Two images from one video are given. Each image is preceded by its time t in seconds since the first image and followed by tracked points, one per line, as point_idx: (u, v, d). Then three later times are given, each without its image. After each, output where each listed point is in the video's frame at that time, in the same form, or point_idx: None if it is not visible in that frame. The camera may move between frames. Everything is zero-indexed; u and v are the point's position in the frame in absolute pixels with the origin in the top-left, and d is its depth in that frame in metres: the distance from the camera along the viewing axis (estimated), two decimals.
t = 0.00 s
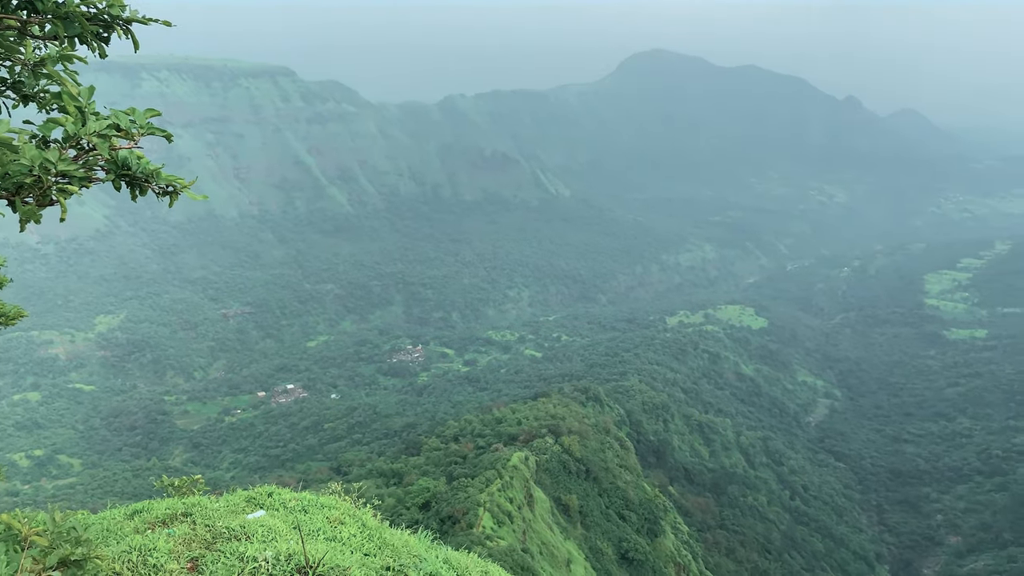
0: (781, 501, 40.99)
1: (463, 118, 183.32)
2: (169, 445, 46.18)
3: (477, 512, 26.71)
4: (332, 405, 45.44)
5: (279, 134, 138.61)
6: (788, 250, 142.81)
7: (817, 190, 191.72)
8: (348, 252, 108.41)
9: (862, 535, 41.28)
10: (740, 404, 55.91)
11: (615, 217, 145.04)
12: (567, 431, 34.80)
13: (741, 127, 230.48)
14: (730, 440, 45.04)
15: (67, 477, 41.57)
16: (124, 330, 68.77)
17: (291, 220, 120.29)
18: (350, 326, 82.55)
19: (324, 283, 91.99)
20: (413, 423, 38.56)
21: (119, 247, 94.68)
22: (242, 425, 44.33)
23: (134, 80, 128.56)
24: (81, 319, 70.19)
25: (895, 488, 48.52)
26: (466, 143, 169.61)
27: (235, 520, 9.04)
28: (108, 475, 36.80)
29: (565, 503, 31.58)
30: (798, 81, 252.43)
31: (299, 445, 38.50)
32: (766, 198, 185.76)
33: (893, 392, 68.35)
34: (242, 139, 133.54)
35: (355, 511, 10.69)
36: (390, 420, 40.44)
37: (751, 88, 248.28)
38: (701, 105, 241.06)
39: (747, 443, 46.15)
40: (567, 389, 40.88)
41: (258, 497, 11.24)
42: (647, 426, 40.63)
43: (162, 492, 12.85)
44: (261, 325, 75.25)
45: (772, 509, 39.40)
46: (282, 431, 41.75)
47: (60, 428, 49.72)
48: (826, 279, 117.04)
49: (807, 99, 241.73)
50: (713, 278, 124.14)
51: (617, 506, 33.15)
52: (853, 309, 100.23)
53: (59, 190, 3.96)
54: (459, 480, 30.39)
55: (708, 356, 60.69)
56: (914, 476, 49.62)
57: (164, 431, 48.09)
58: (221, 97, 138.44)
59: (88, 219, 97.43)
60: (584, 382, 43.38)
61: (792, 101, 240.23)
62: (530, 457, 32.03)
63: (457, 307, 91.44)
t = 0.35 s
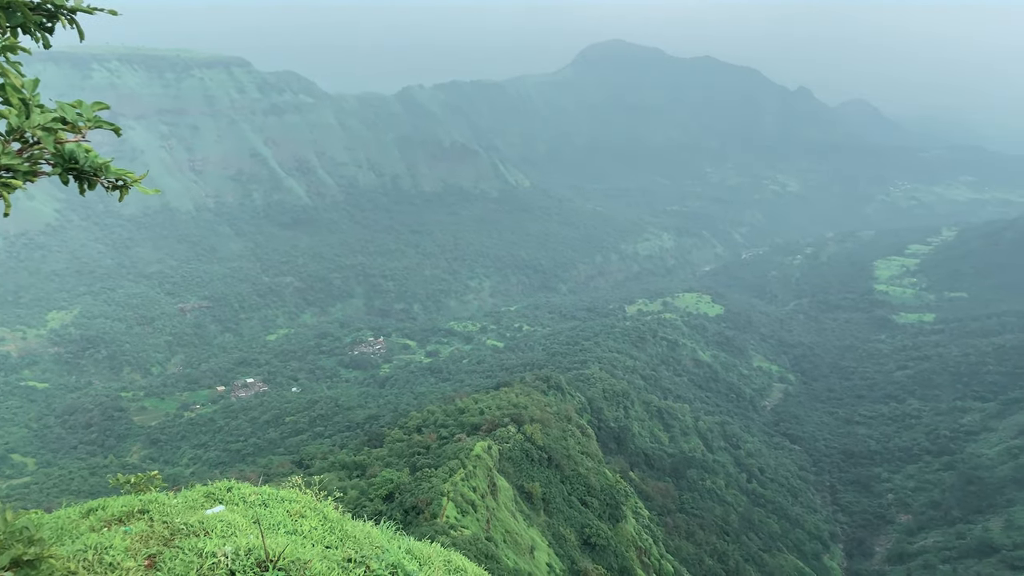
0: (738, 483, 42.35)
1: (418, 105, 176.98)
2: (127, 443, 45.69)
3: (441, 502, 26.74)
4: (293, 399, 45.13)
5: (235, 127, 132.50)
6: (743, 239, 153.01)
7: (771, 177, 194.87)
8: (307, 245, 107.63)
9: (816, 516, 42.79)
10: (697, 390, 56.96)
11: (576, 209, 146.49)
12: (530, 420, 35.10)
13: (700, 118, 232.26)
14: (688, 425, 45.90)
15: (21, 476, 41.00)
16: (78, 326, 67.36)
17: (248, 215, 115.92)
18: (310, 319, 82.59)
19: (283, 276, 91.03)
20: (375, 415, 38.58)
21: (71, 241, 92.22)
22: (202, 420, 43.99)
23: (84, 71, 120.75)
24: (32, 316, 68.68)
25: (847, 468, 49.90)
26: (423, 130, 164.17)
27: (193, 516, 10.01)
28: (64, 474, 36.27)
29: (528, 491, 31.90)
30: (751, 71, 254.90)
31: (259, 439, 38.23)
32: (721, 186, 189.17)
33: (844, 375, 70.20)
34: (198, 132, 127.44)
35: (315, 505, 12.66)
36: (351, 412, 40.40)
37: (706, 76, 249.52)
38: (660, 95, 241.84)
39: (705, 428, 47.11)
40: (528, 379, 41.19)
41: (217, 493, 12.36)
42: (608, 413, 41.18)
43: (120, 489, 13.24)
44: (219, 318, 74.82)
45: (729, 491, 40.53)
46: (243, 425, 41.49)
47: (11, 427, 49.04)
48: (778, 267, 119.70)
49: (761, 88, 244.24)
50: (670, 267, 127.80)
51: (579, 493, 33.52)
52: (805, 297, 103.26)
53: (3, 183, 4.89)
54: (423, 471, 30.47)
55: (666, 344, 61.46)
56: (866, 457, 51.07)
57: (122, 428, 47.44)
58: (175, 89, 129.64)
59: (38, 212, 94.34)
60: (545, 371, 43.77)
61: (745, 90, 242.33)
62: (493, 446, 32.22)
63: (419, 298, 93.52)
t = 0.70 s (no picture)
0: (686, 475, 43.56)
1: (359, 103, 171.55)
2: (65, 453, 44.41)
3: (392, 503, 26.47)
4: (238, 404, 44.62)
5: (173, 126, 125.71)
6: (687, 234, 155.60)
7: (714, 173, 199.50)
8: (249, 246, 105.17)
9: (763, 504, 44.56)
10: (645, 384, 57.78)
11: (523, 208, 146.94)
12: (481, 418, 35.06)
13: (647, 117, 232.83)
14: (637, 419, 46.78)
15: None
16: (9, 333, 64.67)
17: (189, 216, 110.56)
18: (254, 322, 82.28)
19: (226, 278, 88.98)
20: (324, 418, 38.28)
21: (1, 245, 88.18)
22: (145, 428, 43.81)
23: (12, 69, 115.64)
24: None
25: (792, 457, 51.62)
26: (367, 129, 160.32)
27: (134, 526, 10.21)
28: None
29: (480, 490, 31.78)
30: (693, 67, 258.03)
31: (204, 446, 37.71)
32: (665, 182, 192.56)
33: (787, 366, 71.68)
34: (134, 132, 120.87)
35: (259, 512, 12.62)
36: (299, 416, 40.05)
37: (649, 72, 251.42)
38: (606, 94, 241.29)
39: (654, 422, 48.10)
40: (479, 377, 41.14)
41: (157, 501, 12.51)
42: (559, 409, 41.42)
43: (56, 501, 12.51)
44: (160, 324, 74.20)
45: (678, 483, 41.66)
46: (186, 433, 40.93)
47: None
48: (721, 261, 120.80)
49: (702, 85, 247.42)
50: (617, 263, 129.53)
51: (532, 489, 33.55)
52: (749, 290, 103.91)
53: None
54: (373, 473, 30.13)
55: (614, 339, 62.10)
56: (808, 445, 52.81)
57: (58, 438, 46.05)
58: (110, 88, 124.49)
59: None
60: (495, 369, 43.87)
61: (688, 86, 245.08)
62: (445, 445, 32.06)
63: (367, 299, 92.50)
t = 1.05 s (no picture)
0: (631, 471, 44.80)
1: (294, 104, 166.80)
2: None
3: (338, 513, 26.19)
4: (176, 416, 43.98)
5: (100, 133, 121.84)
6: (626, 234, 160.99)
7: (650, 175, 204.71)
8: (185, 254, 101.83)
9: (705, 497, 46.59)
10: (589, 382, 58.94)
11: (461, 211, 146.08)
12: (426, 423, 34.96)
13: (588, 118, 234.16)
14: (582, 417, 47.75)
15: None
16: None
17: (118, 226, 105.99)
18: (190, 331, 80.89)
19: (159, 288, 86.87)
20: (266, 428, 37.82)
21: None
22: (77, 445, 42.76)
23: None
24: None
25: (732, 450, 53.68)
26: (302, 133, 156.74)
27: (60, 549, 13.06)
28: None
29: (427, 495, 31.55)
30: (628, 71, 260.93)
31: (141, 461, 36.93)
32: (604, 183, 195.45)
33: (727, 360, 73.27)
34: (59, 139, 116.13)
35: (193, 526, 15.91)
36: (240, 426, 39.42)
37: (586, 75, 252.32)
38: (545, 95, 241.75)
39: (598, 420, 49.25)
40: (424, 381, 41.15)
41: (89, 521, 15.38)
42: (504, 411, 41.85)
43: None
44: (92, 337, 73.22)
45: (623, 480, 42.76)
46: (122, 448, 40.13)
47: None
48: (660, 260, 122.58)
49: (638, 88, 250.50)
50: (559, 264, 130.89)
51: (479, 492, 33.61)
52: (687, 287, 106.63)
53: None
54: (319, 482, 29.73)
55: (557, 339, 63.51)
56: (747, 438, 54.95)
57: None
58: (31, 95, 120.63)
59: None
60: (439, 372, 43.94)
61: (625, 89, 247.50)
62: (391, 452, 31.77)
63: (306, 305, 90.75)
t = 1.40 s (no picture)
0: (582, 470, 46.55)
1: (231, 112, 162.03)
2: None
3: (285, 524, 25.58)
4: (114, 431, 43.28)
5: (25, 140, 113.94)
6: (569, 235, 162.86)
7: (592, 176, 206.80)
8: (120, 265, 99.00)
9: (655, 493, 49.38)
10: (537, 384, 61.19)
11: (401, 213, 143.86)
12: (374, 430, 34.72)
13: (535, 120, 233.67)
14: (530, 418, 48.90)
15: None
16: None
17: (47, 236, 101.26)
18: (127, 344, 79.44)
19: (93, 300, 85.05)
20: (209, 440, 37.49)
21: None
22: (9, 465, 41.68)
23: None
24: None
25: (678, 445, 56.91)
26: (240, 139, 152.08)
27: None
28: None
29: (377, 502, 31.20)
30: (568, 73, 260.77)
31: (78, 479, 36.09)
32: (546, 184, 196.70)
33: (670, 356, 76.15)
34: None
35: (134, 546, 15.60)
36: (182, 439, 38.96)
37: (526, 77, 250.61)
38: (492, 96, 239.43)
39: (547, 420, 50.77)
40: (370, 388, 41.26)
41: (20, 545, 14.40)
42: (453, 415, 42.38)
43: None
44: (23, 353, 72.17)
45: (573, 479, 44.15)
46: (57, 467, 39.21)
47: None
48: (604, 260, 124.13)
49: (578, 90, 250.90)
50: (505, 266, 131.51)
51: (430, 497, 33.42)
52: (631, 287, 108.32)
53: None
54: (265, 494, 29.08)
55: (505, 341, 66.08)
56: (692, 432, 58.10)
57: None
58: None
59: None
60: (387, 378, 44.13)
61: (564, 92, 247.61)
62: (338, 460, 31.31)
63: (247, 313, 90.54)
